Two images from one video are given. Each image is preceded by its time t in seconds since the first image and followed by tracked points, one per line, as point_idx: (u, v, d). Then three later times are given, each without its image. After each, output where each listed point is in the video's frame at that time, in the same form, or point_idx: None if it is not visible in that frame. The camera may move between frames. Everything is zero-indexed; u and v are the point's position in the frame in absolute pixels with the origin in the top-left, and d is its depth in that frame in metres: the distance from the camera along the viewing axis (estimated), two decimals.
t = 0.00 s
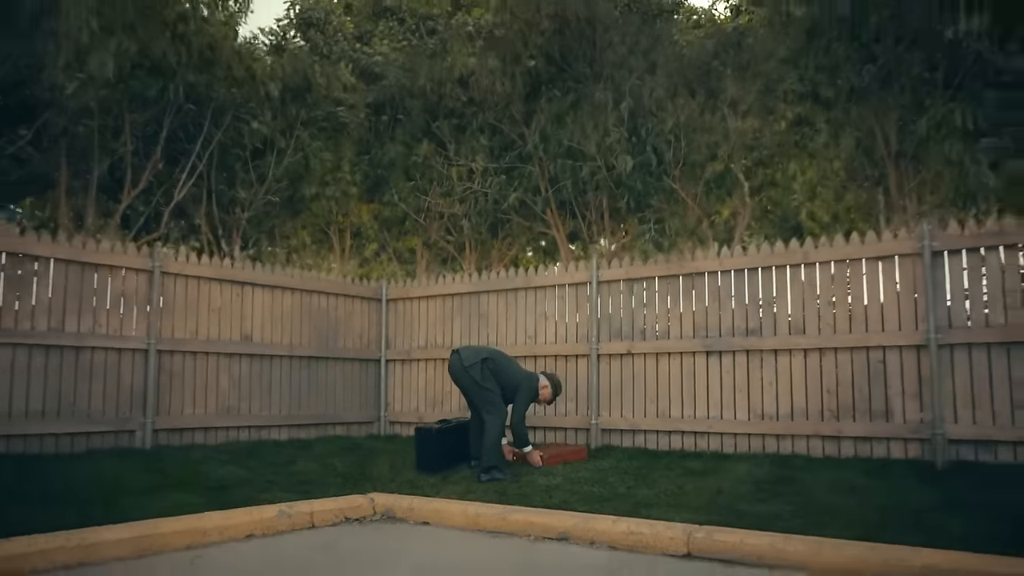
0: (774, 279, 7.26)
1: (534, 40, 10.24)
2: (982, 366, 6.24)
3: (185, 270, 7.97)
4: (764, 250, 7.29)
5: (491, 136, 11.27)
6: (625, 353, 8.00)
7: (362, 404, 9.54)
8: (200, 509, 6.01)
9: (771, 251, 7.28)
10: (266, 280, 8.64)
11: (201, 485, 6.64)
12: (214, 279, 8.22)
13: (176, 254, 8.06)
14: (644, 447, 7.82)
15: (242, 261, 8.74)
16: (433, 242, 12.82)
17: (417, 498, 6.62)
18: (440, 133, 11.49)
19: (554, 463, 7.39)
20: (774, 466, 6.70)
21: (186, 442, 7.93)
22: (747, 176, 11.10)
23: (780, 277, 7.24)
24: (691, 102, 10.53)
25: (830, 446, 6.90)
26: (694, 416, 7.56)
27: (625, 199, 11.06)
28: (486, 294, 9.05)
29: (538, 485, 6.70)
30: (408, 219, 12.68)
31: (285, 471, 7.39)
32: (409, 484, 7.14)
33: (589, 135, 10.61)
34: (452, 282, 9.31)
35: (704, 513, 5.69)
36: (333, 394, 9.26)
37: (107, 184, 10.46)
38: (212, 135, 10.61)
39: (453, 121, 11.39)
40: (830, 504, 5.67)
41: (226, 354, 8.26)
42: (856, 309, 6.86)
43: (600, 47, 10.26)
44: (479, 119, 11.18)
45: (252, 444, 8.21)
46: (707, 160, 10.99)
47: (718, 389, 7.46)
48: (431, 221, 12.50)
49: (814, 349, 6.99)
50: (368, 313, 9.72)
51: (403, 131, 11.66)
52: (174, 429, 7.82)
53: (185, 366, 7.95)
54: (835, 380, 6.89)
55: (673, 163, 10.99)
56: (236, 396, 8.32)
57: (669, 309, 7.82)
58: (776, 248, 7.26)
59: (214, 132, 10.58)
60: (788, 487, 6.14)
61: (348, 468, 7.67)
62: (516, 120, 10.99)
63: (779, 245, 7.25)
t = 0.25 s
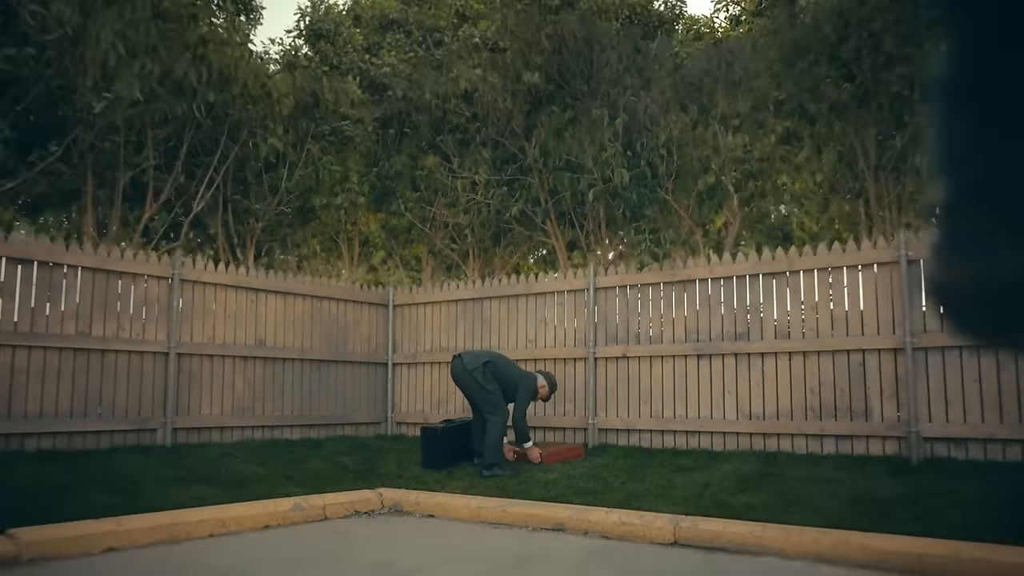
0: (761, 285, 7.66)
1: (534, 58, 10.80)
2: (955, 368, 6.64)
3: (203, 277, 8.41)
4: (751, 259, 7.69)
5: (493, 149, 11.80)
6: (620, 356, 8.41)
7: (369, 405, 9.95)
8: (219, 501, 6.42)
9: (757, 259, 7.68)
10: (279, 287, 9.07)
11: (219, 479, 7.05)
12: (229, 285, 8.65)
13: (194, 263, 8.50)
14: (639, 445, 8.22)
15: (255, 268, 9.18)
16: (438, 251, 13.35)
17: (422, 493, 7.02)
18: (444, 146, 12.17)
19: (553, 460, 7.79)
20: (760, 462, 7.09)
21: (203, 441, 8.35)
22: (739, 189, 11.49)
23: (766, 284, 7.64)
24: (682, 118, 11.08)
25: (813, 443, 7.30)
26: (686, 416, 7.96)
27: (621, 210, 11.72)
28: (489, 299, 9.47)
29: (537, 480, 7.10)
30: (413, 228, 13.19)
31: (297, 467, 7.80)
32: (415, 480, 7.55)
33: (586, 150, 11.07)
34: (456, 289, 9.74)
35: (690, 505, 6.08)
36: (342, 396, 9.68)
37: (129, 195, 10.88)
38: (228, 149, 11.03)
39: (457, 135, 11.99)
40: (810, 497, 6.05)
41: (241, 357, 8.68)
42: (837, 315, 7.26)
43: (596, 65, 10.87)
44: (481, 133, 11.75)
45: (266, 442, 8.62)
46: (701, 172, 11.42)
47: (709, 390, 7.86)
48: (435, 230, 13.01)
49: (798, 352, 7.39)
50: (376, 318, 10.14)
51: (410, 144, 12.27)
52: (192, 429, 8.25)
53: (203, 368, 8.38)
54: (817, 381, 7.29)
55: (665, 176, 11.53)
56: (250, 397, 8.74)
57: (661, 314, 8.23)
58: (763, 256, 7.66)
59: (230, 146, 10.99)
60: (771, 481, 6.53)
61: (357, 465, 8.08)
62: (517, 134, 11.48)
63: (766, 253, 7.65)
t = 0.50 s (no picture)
0: (752, 290, 8.03)
1: (534, 73, 11.42)
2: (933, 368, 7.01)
3: (220, 283, 8.82)
4: (742, 265, 8.07)
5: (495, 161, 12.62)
6: (618, 358, 8.79)
7: (378, 406, 10.33)
8: (238, 493, 6.81)
9: (748, 266, 8.06)
10: (292, 292, 9.48)
11: (237, 473, 7.45)
12: (245, 290, 9.06)
13: (212, 269, 8.91)
14: (636, 443, 8.60)
15: (270, 275, 9.59)
16: (444, 258, 13.76)
17: (429, 488, 7.40)
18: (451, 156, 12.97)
19: (553, 457, 8.18)
20: (750, 459, 7.46)
21: (220, 439, 8.76)
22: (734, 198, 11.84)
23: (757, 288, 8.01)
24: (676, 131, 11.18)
25: (801, 441, 7.67)
26: (680, 415, 8.34)
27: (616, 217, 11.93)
28: (493, 304, 9.86)
29: (538, 476, 7.47)
30: (420, 235, 13.63)
31: (310, 463, 8.19)
32: (422, 476, 7.93)
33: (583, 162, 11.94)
34: (461, 294, 10.13)
35: (681, 497, 6.45)
36: (353, 396, 10.08)
37: (150, 206, 11.29)
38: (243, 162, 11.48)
39: (462, 146, 12.82)
40: (795, 490, 6.41)
41: (256, 359, 9.09)
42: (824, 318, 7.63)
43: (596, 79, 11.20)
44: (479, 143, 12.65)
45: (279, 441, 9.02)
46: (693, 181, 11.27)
47: (702, 390, 8.23)
48: (441, 237, 13.52)
49: (787, 354, 7.76)
50: (384, 322, 10.52)
51: (417, 155, 13.11)
52: (210, 427, 8.66)
53: (220, 369, 8.79)
54: (805, 381, 7.66)
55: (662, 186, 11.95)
56: (265, 397, 9.15)
57: (658, 318, 8.60)
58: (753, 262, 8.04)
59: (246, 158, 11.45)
60: (759, 476, 6.89)
61: (366, 462, 8.46)
62: (519, 145, 12.24)
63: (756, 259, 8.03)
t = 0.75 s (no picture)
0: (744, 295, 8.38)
1: (531, 87, 12.01)
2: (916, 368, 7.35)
3: (235, 288, 9.22)
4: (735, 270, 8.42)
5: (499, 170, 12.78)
6: (616, 360, 9.15)
7: (386, 407, 10.69)
8: (253, 487, 7.16)
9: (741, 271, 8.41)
10: (303, 297, 9.87)
11: (253, 468, 7.81)
12: (258, 295, 9.45)
13: (227, 275, 9.31)
14: (634, 442, 8.94)
15: (283, 281, 9.98)
16: (449, 263, 14.12)
17: (435, 483, 7.74)
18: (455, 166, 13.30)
19: (554, 454, 8.54)
20: (742, 455, 7.79)
21: (235, 437, 9.14)
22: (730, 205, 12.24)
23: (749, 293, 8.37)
24: (672, 141, 11.47)
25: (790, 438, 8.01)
26: (676, 414, 8.68)
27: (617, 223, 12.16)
28: (497, 308, 10.22)
29: (539, 472, 7.82)
30: (426, 241, 14.00)
31: (321, 460, 8.55)
32: (428, 472, 8.28)
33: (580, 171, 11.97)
34: (466, 298, 10.50)
35: (674, 491, 6.79)
36: (362, 397, 10.44)
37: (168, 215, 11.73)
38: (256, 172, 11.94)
39: (466, 157, 13.18)
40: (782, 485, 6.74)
41: (269, 361, 9.48)
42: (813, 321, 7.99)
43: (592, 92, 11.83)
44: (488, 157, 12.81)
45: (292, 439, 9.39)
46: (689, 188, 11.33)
47: (697, 390, 8.58)
48: (445, 243, 13.86)
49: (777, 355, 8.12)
50: (392, 326, 10.88)
51: (424, 164, 13.54)
52: (226, 426, 9.03)
53: (235, 371, 9.18)
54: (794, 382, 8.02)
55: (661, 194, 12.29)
56: (278, 398, 9.53)
57: (655, 321, 8.96)
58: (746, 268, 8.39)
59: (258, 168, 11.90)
60: (750, 471, 7.22)
61: (375, 459, 8.82)
62: (521, 156, 12.50)
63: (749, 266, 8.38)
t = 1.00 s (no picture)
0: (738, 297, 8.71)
1: (535, 96, 12.42)
2: (903, 367, 7.62)
3: (248, 289, 9.57)
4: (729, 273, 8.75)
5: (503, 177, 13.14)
6: (616, 359, 9.46)
7: (393, 405, 11.02)
8: (266, 480, 7.43)
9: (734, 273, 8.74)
10: (314, 298, 10.21)
11: (266, 462, 8.14)
12: (270, 297, 9.80)
13: (240, 277, 9.66)
14: (633, 438, 9.25)
15: (294, 283, 10.34)
16: (455, 266, 14.41)
17: (441, 477, 8.04)
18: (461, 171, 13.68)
19: (556, 450, 8.86)
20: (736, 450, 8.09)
21: (249, 434, 9.48)
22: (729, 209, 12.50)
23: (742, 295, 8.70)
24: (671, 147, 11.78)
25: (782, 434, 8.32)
26: (674, 412, 8.98)
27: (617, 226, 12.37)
28: (501, 309, 10.54)
29: (541, 466, 8.13)
30: (433, 245, 14.32)
31: (331, 455, 8.87)
32: (434, 467, 8.59)
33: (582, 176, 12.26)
34: (471, 300, 10.83)
35: (669, 483, 7.09)
36: (370, 396, 10.77)
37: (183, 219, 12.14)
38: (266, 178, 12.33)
39: (470, 164, 13.47)
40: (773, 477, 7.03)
41: (281, 360, 9.82)
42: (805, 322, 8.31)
43: (594, 101, 12.34)
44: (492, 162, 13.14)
45: (303, 435, 9.73)
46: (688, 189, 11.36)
47: (693, 388, 8.88)
48: (451, 247, 14.07)
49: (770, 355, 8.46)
50: (399, 326, 11.21)
51: (431, 170, 13.92)
52: (239, 423, 9.37)
53: (249, 369, 9.51)
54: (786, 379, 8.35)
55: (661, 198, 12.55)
56: (289, 395, 9.87)
57: (653, 321, 9.27)
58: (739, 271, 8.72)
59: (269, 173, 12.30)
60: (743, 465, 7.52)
61: (383, 455, 9.13)
62: (525, 161, 12.86)
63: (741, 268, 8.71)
